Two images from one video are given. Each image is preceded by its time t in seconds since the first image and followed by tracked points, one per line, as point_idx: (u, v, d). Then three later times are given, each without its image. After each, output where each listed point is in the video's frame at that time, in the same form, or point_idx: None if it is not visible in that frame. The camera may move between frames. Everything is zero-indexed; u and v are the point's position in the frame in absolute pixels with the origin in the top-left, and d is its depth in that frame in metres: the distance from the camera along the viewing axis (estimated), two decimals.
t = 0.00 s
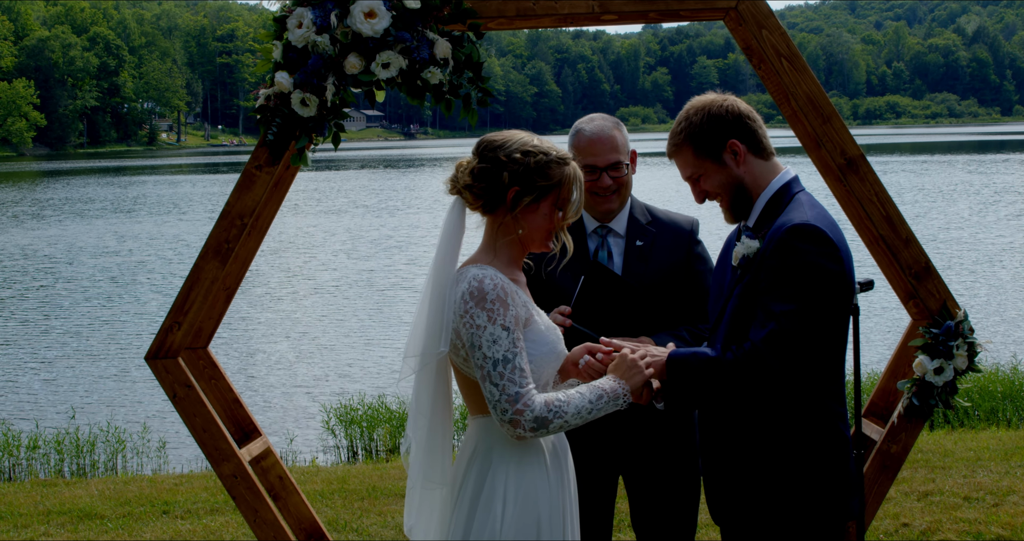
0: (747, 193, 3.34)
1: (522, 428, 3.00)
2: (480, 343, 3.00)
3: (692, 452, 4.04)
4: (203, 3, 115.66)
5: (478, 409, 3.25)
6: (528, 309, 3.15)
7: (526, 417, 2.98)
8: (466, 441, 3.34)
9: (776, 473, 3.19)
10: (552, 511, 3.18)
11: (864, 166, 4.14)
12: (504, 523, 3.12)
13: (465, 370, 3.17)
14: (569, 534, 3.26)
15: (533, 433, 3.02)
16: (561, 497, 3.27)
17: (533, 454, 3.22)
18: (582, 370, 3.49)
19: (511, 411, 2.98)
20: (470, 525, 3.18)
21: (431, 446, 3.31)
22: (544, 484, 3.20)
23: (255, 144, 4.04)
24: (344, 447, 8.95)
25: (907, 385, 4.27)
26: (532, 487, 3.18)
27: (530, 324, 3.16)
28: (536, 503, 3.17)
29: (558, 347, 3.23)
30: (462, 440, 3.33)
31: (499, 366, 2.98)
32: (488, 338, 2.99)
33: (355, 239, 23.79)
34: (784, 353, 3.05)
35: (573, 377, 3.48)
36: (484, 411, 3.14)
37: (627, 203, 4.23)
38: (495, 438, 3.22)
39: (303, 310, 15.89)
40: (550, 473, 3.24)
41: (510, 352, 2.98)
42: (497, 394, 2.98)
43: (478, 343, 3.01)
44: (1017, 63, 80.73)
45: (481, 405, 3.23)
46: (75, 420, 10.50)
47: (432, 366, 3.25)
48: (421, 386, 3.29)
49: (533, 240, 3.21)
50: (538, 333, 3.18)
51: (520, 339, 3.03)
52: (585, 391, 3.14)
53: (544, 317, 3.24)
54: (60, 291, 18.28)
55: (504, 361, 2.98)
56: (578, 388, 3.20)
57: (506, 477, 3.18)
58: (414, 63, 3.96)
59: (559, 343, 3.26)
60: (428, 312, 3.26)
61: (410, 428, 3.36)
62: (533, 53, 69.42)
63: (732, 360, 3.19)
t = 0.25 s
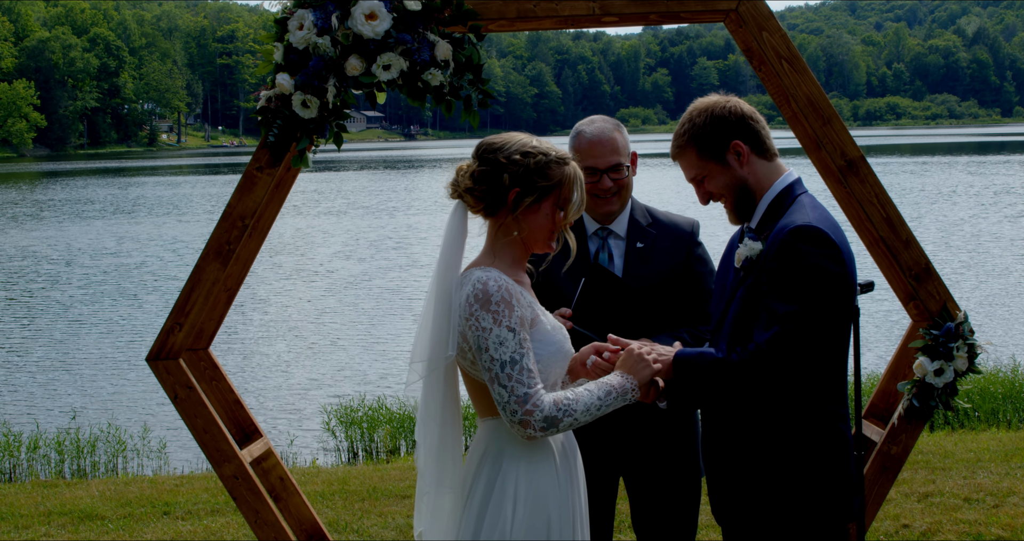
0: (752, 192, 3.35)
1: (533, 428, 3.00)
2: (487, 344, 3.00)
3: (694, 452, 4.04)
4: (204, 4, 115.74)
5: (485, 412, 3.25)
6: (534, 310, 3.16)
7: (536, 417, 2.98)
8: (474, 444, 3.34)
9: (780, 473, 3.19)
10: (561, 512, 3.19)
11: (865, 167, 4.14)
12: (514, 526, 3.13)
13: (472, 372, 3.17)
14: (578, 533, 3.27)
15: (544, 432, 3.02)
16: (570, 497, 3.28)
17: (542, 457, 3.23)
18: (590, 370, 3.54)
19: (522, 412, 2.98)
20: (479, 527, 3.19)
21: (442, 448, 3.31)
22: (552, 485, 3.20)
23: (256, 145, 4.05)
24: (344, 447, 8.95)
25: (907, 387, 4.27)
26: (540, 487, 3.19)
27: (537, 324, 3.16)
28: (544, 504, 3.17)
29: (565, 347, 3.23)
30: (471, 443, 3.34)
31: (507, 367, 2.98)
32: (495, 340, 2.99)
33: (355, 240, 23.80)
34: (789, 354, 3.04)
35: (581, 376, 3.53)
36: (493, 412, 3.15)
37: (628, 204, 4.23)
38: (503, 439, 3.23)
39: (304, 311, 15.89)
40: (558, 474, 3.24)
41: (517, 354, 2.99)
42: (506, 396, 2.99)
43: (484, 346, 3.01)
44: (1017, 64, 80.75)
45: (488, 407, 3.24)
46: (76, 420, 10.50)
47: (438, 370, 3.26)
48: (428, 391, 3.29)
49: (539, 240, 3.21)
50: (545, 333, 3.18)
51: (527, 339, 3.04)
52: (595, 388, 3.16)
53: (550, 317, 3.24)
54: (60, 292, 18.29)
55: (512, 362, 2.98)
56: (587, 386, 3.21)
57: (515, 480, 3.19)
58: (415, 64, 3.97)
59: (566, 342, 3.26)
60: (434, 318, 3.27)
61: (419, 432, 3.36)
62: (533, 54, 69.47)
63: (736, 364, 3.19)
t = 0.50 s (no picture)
0: (754, 190, 3.35)
1: (531, 427, 3.01)
2: (487, 343, 3.01)
3: (697, 450, 4.04)
4: (203, 3, 115.66)
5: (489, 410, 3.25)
6: (536, 308, 3.15)
7: (535, 416, 2.99)
8: (476, 444, 3.34)
9: (781, 471, 3.20)
10: (563, 510, 3.18)
11: (866, 166, 4.15)
12: (515, 524, 3.13)
13: (474, 372, 3.18)
14: (580, 533, 3.26)
15: (543, 432, 3.03)
16: (573, 496, 3.27)
17: (545, 455, 3.22)
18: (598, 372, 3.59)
19: (520, 411, 2.99)
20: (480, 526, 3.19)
21: (445, 448, 3.32)
22: (554, 484, 3.20)
23: (257, 144, 4.06)
24: (345, 446, 8.95)
25: (908, 386, 4.27)
26: (541, 485, 3.18)
27: (538, 323, 3.16)
28: (546, 504, 3.17)
29: (567, 345, 3.23)
30: (474, 443, 3.34)
31: (506, 366, 2.99)
32: (495, 339, 3.00)
33: (355, 239, 23.80)
34: (792, 353, 3.04)
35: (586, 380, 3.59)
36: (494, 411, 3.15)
37: (629, 204, 4.23)
38: (505, 438, 3.23)
39: (304, 310, 15.89)
40: (560, 474, 3.24)
41: (517, 352, 2.99)
42: (505, 395, 3.00)
43: (484, 344, 3.02)
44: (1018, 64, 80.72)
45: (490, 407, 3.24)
46: (76, 419, 10.50)
47: (442, 370, 3.27)
48: (433, 390, 3.30)
49: (542, 238, 3.21)
50: (547, 332, 3.18)
51: (527, 338, 3.04)
52: (594, 389, 3.17)
53: (553, 316, 3.24)
54: (60, 290, 18.29)
55: (511, 362, 2.99)
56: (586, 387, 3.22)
57: (517, 478, 3.19)
58: (416, 63, 3.98)
59: (568, 342, 3.25)
60: (438, 317, 3.27)
61: (424, 430, 3.37)
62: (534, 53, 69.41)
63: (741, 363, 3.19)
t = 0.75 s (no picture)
0: (755, 191, 3.35)
1: (531, 428, 3.02)
2: (488, 345, 3.01)
3: (697, 449, 4.04)
4: (203, 3, 115.65)
5: (486, 410, 3.25)
6: (538, 310, 3.15)
7: (535, 418, 3.00)
8: (475, 442, 3.35)
9: (783, 472, 3.20)
10: (558, 511, 3.18)
11: (866, 167, 4.15)
12: (511, 524, 3.13)
13: (474, 372, 3.17)
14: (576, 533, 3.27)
15: (542, 433, 3.04)
16: (569, 495, 3.27)
17: (542, 456, 3.22)
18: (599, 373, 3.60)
19: (520, 413, 3.00)
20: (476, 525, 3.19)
21: (443, 443, 3.33)
22: (550, 484, 3.20)
23: (258, 144, 4.06)
24: (345, 446, 8.96)
25: (909, 386, 4.28)
26: (538, 485, 3.18)
27: (540, 325, 3.16)
28: (542, 504, 3.17)
29: (568, 348, 3.23)
30: (472, 440, 3.34)
31: (506, 368, 3.00)
32: (496, 341, 3.00)
33: (355, 239, 23.80)
34: (794, 353, 3.04)
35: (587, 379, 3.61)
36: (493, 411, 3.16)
37: (631, 204, 4.23)
38: (502, 436, 3.22)
39: (304, 310, 15.89)
40: (557, 474, 3.24)
41: (518, 355, 3.00)
42: (505, 396, 3.00)
43: (485, 345, 3.02)
44: (1017, 64, 80.74)
45: (489, 406, 3.24)
46: (76, 419, 10.50)
47: (442, 368, 3.27)
48: (433, 388, 3.30)
49: (545, 240, 3.21)
50: (548, 334, 3.18)
51: (528, 340, 3.04)
52: (594, 390, 3.18)
53: (555, 318, 3.24)
54: (60, 291, 18.29)
55: (512, 364, 2.99)
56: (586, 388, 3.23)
57: (513, 477, 3.19)
58: (418, 63, 3.98)
59: (569, 343, 3.25)
60: (439, 315, 3.27)
61: (422, 426, 3.37)
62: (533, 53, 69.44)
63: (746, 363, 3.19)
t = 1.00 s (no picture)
0: (757, 190, 3.34)
1: (518, 433, 3.04)
2: (490, 344, 3.02)
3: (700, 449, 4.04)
4: (204, 2, 115.58)
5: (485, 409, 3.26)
6: (542, 312, 3.15)
7: (523, 423, 3.01)
8: (477, 441, 3.35)
9: (787, 472, 3.20)
10: (559, 509, 3.18)
11: (869, 167, 4.15)
12: (512, 523, 3.13)
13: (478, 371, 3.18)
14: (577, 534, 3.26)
15: (528, 438, 3.06)
16: (571, 496, 3.27)
17: (543, 455, 3.22)
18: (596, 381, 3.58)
19: (510, 416, 3.02)
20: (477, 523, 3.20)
21: (444, 442, 3.32)
22: (552, 483, 3.20)
23: (262, 144, 4.06)
24: (346, 446, 8.97)
25: (911, 386, 4.28)
26: (539, 483, 3.18)
27: (544, 328, 3.16)
28: (542, 504, 3.17)
29: (573, 350, 3.22)
30: (473, 439, 3.35)
31: (504, 370, 3.01)
32: (498, 340, 3.01)
33: (355, 239, 23.80)
34: (798, 356, 3.03)
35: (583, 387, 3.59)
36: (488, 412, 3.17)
37: (635, 203, 4.24)
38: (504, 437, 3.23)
39: (305, 310, 15.89)
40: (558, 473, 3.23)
41: (517, 358, 3.00)
42: (498, 397, 3.02)
43: (486, 344, 3.03)
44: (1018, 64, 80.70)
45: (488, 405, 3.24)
46: (77, 419, 10.50)
47: (445, 367, 3.27)
48: (434, 386, 3.30)
49: (548, 239, 3.21)
50: (552, 335, 3.17)
51: (529, 343, 3.05)
52: (582, 400, 3.17)
53: (557, 319, 3.24)
54: (61, 290, 18.29)
55: (511, 366, 3.00)
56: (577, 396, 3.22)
57: (514, 476, 3.19)
58: (420, 63, 3.98)
59: (572, 345, 3.24)
60: (441, 312, 3.27)
61: (423, 424, 3.36)
62: (534, 53, 69.39)
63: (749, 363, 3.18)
